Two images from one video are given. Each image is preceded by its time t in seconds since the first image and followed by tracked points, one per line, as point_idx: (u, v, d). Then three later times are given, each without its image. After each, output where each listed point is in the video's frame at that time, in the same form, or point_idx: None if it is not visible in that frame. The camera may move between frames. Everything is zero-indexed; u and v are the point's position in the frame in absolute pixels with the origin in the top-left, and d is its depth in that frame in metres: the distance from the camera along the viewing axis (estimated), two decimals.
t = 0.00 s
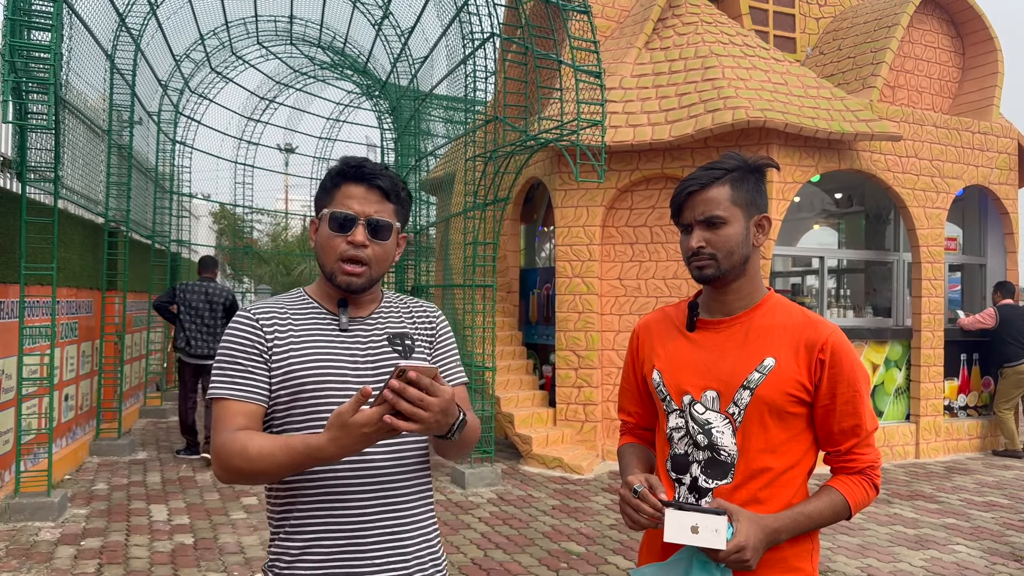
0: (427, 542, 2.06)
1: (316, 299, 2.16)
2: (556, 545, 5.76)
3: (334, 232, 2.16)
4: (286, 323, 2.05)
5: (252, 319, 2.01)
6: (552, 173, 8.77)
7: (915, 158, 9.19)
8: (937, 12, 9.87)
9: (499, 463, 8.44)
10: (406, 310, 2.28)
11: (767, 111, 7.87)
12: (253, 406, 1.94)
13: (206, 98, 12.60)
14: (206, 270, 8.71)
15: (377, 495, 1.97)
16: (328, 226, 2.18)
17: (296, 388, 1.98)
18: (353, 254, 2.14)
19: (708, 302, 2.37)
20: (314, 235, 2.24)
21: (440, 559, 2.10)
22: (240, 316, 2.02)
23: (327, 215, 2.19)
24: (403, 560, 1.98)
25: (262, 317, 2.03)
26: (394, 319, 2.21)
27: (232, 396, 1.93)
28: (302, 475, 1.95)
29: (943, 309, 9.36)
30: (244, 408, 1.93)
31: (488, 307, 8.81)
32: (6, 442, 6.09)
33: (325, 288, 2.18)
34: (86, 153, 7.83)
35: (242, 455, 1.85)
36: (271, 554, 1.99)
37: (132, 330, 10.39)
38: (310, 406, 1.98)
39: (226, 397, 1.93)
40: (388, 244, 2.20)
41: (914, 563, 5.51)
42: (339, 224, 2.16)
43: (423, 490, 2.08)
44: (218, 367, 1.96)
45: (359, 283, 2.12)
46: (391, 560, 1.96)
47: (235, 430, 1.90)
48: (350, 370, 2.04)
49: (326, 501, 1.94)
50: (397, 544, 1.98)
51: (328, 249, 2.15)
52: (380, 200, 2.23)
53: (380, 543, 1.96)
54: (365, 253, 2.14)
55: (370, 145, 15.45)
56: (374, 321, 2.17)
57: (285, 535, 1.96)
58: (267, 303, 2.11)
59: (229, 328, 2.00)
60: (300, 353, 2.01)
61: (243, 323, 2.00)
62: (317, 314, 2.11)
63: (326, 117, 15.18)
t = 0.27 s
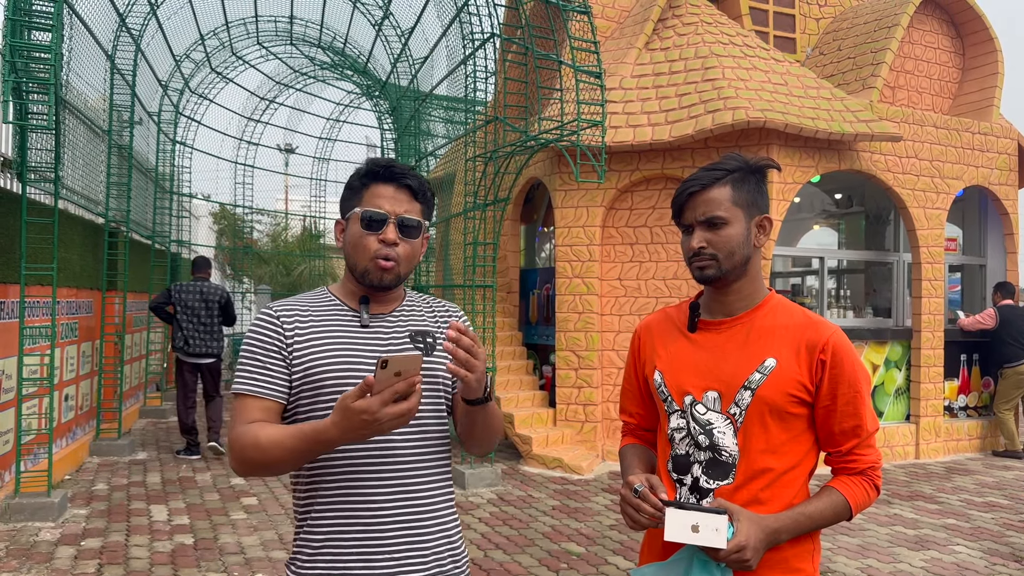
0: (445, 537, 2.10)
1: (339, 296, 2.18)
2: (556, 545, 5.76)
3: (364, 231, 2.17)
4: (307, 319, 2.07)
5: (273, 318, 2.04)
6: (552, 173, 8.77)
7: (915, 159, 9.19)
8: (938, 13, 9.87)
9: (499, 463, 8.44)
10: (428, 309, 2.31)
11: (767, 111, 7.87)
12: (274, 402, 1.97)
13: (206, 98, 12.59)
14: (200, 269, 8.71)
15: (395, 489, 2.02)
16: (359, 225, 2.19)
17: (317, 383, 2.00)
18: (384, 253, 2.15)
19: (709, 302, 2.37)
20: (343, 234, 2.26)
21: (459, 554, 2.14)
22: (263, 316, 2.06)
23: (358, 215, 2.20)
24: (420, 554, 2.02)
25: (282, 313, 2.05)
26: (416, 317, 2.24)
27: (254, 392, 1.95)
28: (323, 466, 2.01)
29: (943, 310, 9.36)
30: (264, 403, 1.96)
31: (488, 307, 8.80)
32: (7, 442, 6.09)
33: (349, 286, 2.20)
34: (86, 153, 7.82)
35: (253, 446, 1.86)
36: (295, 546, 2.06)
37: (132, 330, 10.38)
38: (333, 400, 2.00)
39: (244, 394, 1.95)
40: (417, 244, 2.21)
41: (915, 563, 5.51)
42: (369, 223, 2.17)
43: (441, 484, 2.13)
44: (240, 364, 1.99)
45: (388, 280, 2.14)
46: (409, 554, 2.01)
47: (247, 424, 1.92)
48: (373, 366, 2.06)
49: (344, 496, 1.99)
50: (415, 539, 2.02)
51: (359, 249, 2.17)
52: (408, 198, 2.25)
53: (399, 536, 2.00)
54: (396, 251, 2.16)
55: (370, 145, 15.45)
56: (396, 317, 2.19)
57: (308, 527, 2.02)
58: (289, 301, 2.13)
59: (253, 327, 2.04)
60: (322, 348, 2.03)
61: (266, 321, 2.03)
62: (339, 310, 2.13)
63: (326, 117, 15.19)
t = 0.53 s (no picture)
0: (457, 538, 2.10)
1: (353, 297, 2.19)
2: (556, 545, 5.76)
3: (378, 228, 2.19)
4: (321, 320, 2.08)
5: (285, 317, 2.06)
6: (552, 174, 8.77)
7: (914, 159, 9.20)
8: (937, 13, 9.88)
9: (499, 463, 8.43)
10: (444, 309, 2.29)
11: (767, 111, 7.87)
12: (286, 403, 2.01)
13: (206, 98, 12.59)
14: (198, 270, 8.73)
15: (408, 489, 2.02)
16: (373, 223, 2.21)
17: (328, 384, 2.01)
18: (397, 246, 2.17)
19: (710, 302, 2.37)
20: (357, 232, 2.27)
21: (470, 555, 2.13)
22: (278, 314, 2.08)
23: (371, 212, 2.22)
24: (430, 554, 2.02)
25: (296, 315, 2.08)
26: (431, 317, 2.22)
27: (268, 393, 1.99)
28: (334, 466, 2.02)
29: (943, 310, 9.37)
30: (276, 404, 2.00)
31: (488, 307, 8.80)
32: (6, 442, 6.09)
33: (364, 285, 2.21)
34: (86, 153, 7.82)
35: (259, 450, 1.92)
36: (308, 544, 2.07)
37: (131, 330, 10.38)
38: (344, 401, 2.01)
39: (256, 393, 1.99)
40: (431, 240, 2.23)
41: (914, 563, 5.51)
42: (383, 220, 2.19)
43: (454, 485, 2.12)
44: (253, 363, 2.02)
45: (403, 271, 2.16)
46: (420, 554, 2.01)
47: (257, 425, 1.98)
48: (383, 368, 2.05)
49: (357, 495, 2.00)
50: (426, 539, 2.02)
51: (373, 245, 2.18)
52: (421, 197, 2.26)
53: (410, 536, 2.00)
54: (410, 246, 2.18)
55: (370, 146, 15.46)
56: (410, 317, 2.18)
57: (321, 526, 2.03)
58: (306, 301, 2.15)
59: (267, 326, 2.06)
60: (334, 349, 2.04)
61: (279, 322, 2.05)
62: (352, 310, 2.14)
63: (325, 117, 15.20)
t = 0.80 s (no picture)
0: (460, 538, 2.09)
1: (361, 296, 2.19)
2: (555, 544, 5.77)
3: (387, 226, 2.19)
4: (327, 319, 2.08)
5: (292, 316, 2.06)
6: (551, 173, 8.77)
7: (914, 158, 9.20)
8: (936, 12, 9.88)
9: (499, 463, 8.43)
10: (452, 309, 2.29)
11: (766, 111, 7.88)
12: (292, 402, 2.01)
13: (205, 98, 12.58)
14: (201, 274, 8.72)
15: (410, 489, 2.02)
16: (381, 221, 2.20)
17: (334, 385, 2.01)
18: (406, 245, 2.18)
19: (709, 302, 2.37)
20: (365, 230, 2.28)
21: (474, 555, 2.13)
22: (285, 313, 2.08)
23: (380, 210, 2.22)
24: (432, 554, 2.02)
25: (301, 314, 2.07)
26: (437, 317, 2.22)
27: (274, 393, 2.00)
28: (337, 466, 2.02)
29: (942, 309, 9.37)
30: (281, 403, 2.01)
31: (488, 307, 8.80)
32: (5, 442, 6.09)
33: (371, 284, 2.21)
34: (85, 153, 7.82)
35: (265, 449, 1.93)
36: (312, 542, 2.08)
37: (130, 329, 10.38)
38: (349, 402, 2.01)
39: (262, 392, 2.00)
40: (439, 238, 2.23)
41: (914, 563, 5.52)
42: (391, 219, 2.19)
43: (457, 485, 2.12)
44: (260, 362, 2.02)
45: (412, 269, 2.16)
46: (421, 554, 2.01)
47: (265, 424, 2.00)
48: (389, 368, 2.06)
49: (359, 494, 2.00)
50: (428, 538, 2.02)
51: (381, 243, 2.18)
52: (429, 196, 2.26)
53: (412, 536, 2.00)
54: (419, 245, 2.18)
55: (369, 145, 15.46)
56: (417, 316, 2.18)
57: (324, 524, 2.04)
58: (313, 300, 2.14)
59: (274, 325, 2.06)
60: (339, 349, 2.03)
61: (286, 322, 2.05)
62: (359, 310, 2.14)
63: (325, 117, 15.20)
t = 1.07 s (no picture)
0: (459, 538, 2.09)
1: (362, 297, 2.19)
2: (555, 544, 5.76)
3: (389, 230, 2.19)
4: (328, 319, 2.08)
5: (293, 315, 2.05)
6: (550, 173, 8.77)
7: (913, 158, 9.20)
8: (935, 12, 9.88)
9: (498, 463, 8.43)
10: (453, 309, 2.29)
11: (765, 111, 7.87)
12: (293, 402, 2.01)
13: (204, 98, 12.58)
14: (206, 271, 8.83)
15: (410, 488, 2.02)
16: (385, 224, 2.20)
17: (335, 385, 2.01)
18: (409, 251, 2.17)
19: (708, 301, 2.37)
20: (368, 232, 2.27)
21: (473, 554, 2.13)
22: (287, 311, 2.08)
23: (383, 214, 2.21)
24: (432, 553, 2.02)
25: (303, 313, 2.07)
26: (438, 316, 2.22)
27: (276, 392, 1.99)
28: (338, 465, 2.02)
29: (941, 309, 9.37)
30: (282, 402, 2.00)
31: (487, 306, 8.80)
32: (5, 442, 6.08)
33: (373, 285, 2.21)
34: (84, 153, 7.82)
35: (265, 446, 1.93)
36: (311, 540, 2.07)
37: (130, 329, 10.36)
38: (350, 402, 2.01)
39: (263, 390, 2.00)
40: (441, 243, 2.23)
41: (913, 562, 5.52)
42: (394, 223, 2.19)
43: (457, 485, 2.12)
44: (262, 360, 2.03)
45: (414, 275, 2.16)
46: (421, 553, 2.01)
47: (266, 422, 1.99)
48: (390, 369, 2.05)
49: (359, 494, 2.00)
50: (428, 538, 2.02)
51: (384, 247, 2.18)
52: (433, 198, 2.25)
53: (411, 535, 2.01)
54: (422, 250, 2.18)
55: (369, 145, 15.45)
56: (419, 317, 2.18)
57: (324, 523, 2.04)
58: (314, 299, 2.14)
59: (276, 323, 2.06)
60: (341, 349, 2.03)
61: (287, 321, 2.04)
62: (360, 310, 2.14)
63: (324, 117, 15.19)
